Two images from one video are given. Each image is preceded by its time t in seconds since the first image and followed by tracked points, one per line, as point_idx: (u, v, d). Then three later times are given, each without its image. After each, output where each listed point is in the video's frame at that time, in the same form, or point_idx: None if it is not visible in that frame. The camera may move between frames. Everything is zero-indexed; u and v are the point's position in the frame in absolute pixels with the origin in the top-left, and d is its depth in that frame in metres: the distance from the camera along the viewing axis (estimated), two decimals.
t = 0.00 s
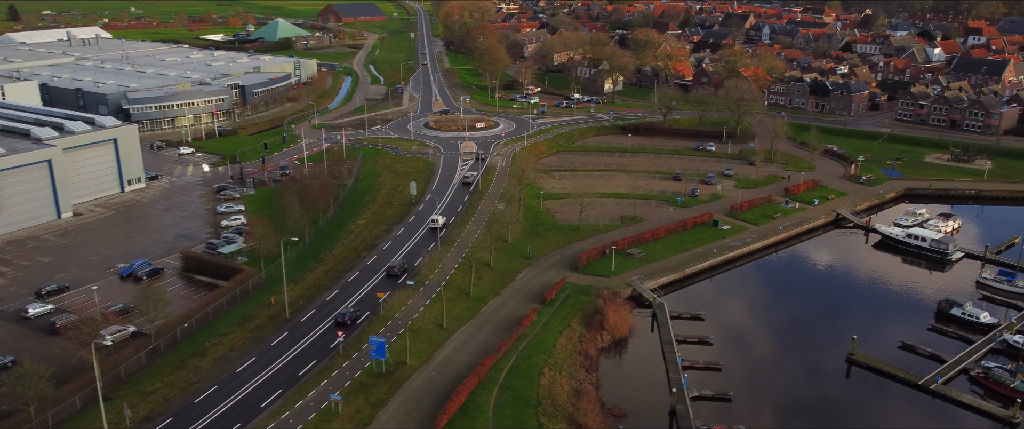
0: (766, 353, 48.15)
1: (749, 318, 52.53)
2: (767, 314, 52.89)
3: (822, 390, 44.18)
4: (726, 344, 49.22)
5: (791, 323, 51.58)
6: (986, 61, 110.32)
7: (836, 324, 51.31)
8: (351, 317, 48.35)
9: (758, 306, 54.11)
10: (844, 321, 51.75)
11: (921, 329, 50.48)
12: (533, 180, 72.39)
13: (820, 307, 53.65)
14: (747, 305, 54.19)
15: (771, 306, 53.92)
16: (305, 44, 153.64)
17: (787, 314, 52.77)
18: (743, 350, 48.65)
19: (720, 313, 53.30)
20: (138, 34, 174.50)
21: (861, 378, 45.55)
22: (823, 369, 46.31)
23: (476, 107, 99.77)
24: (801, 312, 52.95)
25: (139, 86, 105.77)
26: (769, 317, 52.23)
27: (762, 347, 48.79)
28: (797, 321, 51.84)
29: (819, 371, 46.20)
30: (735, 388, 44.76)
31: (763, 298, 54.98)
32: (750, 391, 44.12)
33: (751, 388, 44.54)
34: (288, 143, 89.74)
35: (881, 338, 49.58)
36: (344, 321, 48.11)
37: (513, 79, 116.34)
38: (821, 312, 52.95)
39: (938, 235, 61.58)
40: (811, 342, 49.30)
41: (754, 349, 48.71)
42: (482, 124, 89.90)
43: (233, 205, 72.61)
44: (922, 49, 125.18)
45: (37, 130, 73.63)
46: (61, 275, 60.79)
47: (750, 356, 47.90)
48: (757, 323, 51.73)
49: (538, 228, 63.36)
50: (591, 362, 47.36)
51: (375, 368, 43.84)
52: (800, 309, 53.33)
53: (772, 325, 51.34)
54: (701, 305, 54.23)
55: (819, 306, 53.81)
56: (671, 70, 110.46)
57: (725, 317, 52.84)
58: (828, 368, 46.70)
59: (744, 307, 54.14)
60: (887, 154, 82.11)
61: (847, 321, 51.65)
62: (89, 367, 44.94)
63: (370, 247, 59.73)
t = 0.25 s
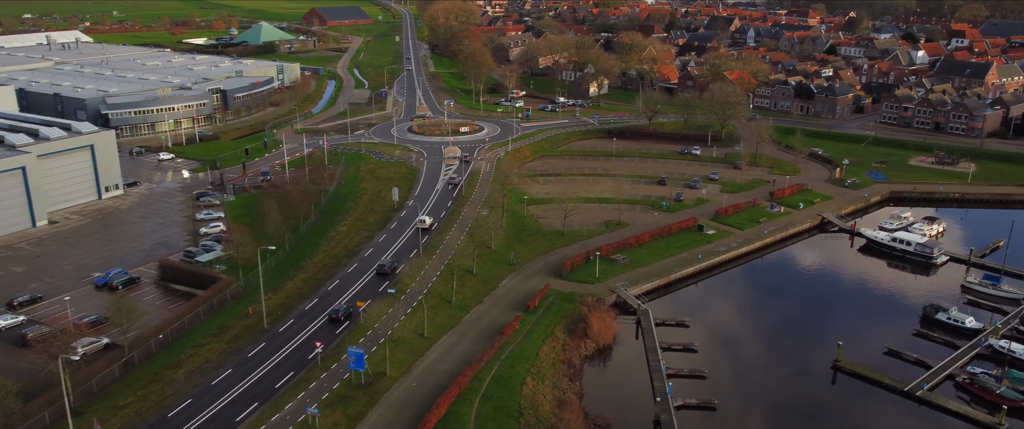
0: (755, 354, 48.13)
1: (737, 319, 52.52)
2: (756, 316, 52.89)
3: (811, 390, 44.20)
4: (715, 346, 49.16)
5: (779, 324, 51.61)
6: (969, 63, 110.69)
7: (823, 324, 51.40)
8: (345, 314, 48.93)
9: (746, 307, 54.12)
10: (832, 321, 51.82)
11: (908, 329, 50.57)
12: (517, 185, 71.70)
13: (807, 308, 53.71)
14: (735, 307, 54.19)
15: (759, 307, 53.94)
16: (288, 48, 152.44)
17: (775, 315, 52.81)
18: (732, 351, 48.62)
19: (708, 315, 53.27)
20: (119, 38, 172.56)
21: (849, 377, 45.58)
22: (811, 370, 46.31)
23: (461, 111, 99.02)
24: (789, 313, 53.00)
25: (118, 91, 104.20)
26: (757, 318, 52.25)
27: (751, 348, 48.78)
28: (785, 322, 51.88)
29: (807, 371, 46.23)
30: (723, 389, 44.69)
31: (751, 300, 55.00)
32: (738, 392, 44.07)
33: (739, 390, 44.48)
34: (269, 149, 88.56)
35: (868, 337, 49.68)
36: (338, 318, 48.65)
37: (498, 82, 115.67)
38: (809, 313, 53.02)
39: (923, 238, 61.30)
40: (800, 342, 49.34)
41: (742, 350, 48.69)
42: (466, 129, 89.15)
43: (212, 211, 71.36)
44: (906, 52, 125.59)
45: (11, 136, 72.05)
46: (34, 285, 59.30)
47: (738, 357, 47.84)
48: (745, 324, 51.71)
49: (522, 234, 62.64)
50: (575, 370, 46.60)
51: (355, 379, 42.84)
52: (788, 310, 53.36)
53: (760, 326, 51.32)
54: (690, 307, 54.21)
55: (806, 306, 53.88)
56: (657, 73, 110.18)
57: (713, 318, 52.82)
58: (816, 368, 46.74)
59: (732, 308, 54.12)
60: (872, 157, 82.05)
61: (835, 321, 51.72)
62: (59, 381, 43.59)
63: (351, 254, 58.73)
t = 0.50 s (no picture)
0: (745, 355, 48.25)
1: (727, 320, 52.61)
2: (745, 316, 53.02)
3: (799, 390, 44.37)
4: (704, 347, 49.21)
5: (768, 324, 51.75)
6: (955, 66, 111.06)
7: (812, 324, 51.56)
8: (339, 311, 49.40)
9: (736, 308, 54.24)
10: (820, 321, 52.02)
11: (895, 330, 50.76)
12: (503, 190, 71.09)
13: (796, 308, 53.88)
14: (725, 308, 54.29)
15: (749, 308, 54.10)
16: (274, 51, 151.45)
17: (765, 316, 52.92)
18: (721, 352, 48.70)
19: (698, 316, 53.31)
20: (103, 42, 170.66)
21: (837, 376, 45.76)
22: (800, 369, 46.48)
23: (447, 115, 98.35)
24: (778, 314, 53.15)
25: (99, 96, 102.82)
26: (746, 319, 52.39)
27: (740, 349, 48.88)
28: (774, 322, 52.01)
29: (796, 370, 46.40)
30: (713, 390, 44.74)
31: (741, 301, 55.11)
32: (728, 393, 44.12)
33: (729, 390, 44.54)
34: (253, 154, 87.53)
35: (856, 337, 49.89)
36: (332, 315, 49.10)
37: (485, 86, 115.12)
38: (798, 313, 53.20)
39: (909, 242, 61.09)
40: (789, 342, 49.52)
41: (732, 351, 48.78)
42: (452, 133, 88.51)
43: (193, 218, 70.23)
44: (892, 55, 125.92)
45: None
46: (10, 294, 57.96)
47: (728, 358, 47.94)
48: (735, 325, 51.84)
49: (507, 239, 61.96)
50: (560, 378, 45.91)
51: (336, 389, 41.92)
52: (777, 310, 53.53)
53: (750, 327, 51.47)
54: (680, 308, 54.28)
55: (795, 307, 54.04)
56: (644, 76, 109.94)
57: (703, 319, 52.89)
58: (805, 367, 46.90)
59: (722, 309, 54.21)
60: (859, 159, 82.03)
61: (823, 321, 51.93)
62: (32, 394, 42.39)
63: (334, 261, 57.79)
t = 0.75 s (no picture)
0: (733, 356, 48.34)
1: (715, 323, 52.66)
2: (733, 319, 53.15)
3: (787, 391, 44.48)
4: (692, 349, 49.24)
5: (756, 327, 51.87)
6: (938, 68, 111.49)
7: (800, 326, 51.72)
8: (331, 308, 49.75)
9: (724, 310, 54.31)
10: (807, 323, 52.22)
11: (881, 331, 50.93)
12: (487, 195, 70.37)
13: (784, 310, 54.02)
14: (713, 310, 54.38)
15: (736, 310, 54.24)
16: (258, 55, 150.22)
17: (752, 318, 53.06)
18: (710, 354, 48.75)
19: (686, 318, 53.35)
20: (84, 45, 168.51)
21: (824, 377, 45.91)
22: (787, 370, 46.60)
23: (431, 119, 97.53)
24: (766, 316, 53.28)
25: (78, 100, 101.14)
26: (733, 321, 52.53)
27: (729, 351, 48.95)
28: (762, 324, 52.15)
29: (784, 372, 46.53)
30: (701, 392, 44.73)
31: (728, 303, 55.23)
32: (716, 395, 44.12)
33: (717, 392, 44.55)
34: (234, 159, 86.30)
35: (843, 338, 50.09)
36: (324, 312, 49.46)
37: (470, 89, 114.37)
38: (785, 315, 53.39)
39: (895, 246, 60.82)
40: (776, 344, 49.67)
41: (720, 353, 48.85)
42: (437, 137, 87.71)
43: (172, 225, 68.87)
44: (876, 57, 126.35)
45: None
46: None
47: (715, 360, 47.98)
48: (722, 327, 51.95)
49: (491, 245, 61.19)
50: (544, 387, 45.11)
51: (314, 402, 40.81)
52: (765, 312, 53.68)
53: (737, 329, 51.59)
54: (668, 311, 54.31)
55: (783, 309, 54.19)
56: (629, 80, 109.58)
57: (691, 322, 52.94)
58: (792, 369, 47.03)
59: (710, 312, 54.27)
60: (844, 163, 81.91)
61: (810, 323, 52.12)
62: None
63: (314, 269, 56.71)
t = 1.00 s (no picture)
0: (723, 358, 48.33)
1: (706, 324, 52.67)
2: (724, 320, 53.16)
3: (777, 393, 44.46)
4: (684, 351, 49.17)
5: (747, 328, 51.94)
6: (926, 71, 111.72)
7: (790, 327, 51.82)
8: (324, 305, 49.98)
9: (714, 312, 54.33)
10: (798, 323, 52.27)
11: (870, 332, 50.96)
12: (474, 199, 69.73)
13: (774, 311, 54.10)
14: (704, 312, 54.40)
15: (727, 312, 54.25)
16: (244, 58, 149.22)
17: (743, 319, 53.09)
18: (700, 355, 48.76)
19: (677, 320, 53.34)
20: (68, 49, 166.73)
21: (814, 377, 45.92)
22: (778, 372, 46.58)
23: (419, 122, 96.83)
24: (756, 317, 53.35)
25: (60, 105, 99.82)
26: (724, 323, 52.54)
27: (719, 352, 48.98)
28: (752, 325, 52.21)
29: (774, 373, 46.52)
30: (692, 393, 44.71)
31: (719, 305, 55.25)
32: (707, 396, 44.10)
33: (708, 394, 44.51)
34: (218, 164, 85.28)
35: (833, 338, 50.21)
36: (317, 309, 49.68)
37: (457, 93, 113.74)
38: (776, 316, 53.42)
39: (884, 249, 60.52)
40: (766, 345, 49.67)
41: (711, 354, 48.87)
42: (424, 141, 87.05)
43: (154, 231, 67.69)
44: (864, 60, 126.59)
45: None
46: None
47: (706, 362, 47.95)
48: (714, 329, 51.96)
49: (478, 251, 60.50)
50: (530, 396, 44.38)
51: (295, 413, 39.81)
52: (756, 314, 53.71)
53: (728, 330, 51.60)
54: (659, 313, 54.28)
55: (774, 310, 54.23)
56: (617, 83, 109.30)
57: (682, 323, 52.93)
58: (783, 370, 47.05)
59: (700, 313, 54.27)
60: (832, 165, 81.75)
61: (800, 323, 52.18)
62: None
63: (298, 276, 55.73)
